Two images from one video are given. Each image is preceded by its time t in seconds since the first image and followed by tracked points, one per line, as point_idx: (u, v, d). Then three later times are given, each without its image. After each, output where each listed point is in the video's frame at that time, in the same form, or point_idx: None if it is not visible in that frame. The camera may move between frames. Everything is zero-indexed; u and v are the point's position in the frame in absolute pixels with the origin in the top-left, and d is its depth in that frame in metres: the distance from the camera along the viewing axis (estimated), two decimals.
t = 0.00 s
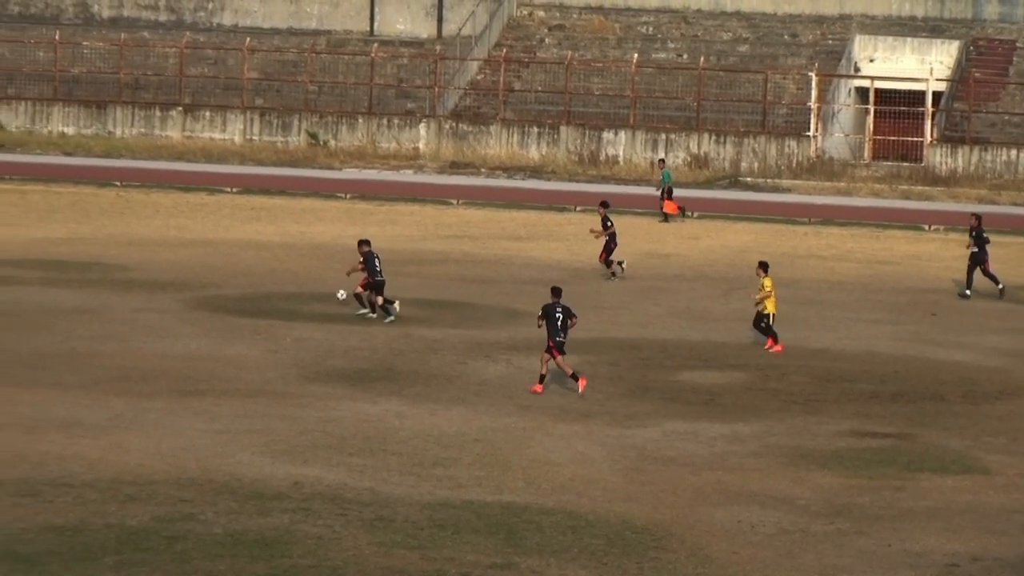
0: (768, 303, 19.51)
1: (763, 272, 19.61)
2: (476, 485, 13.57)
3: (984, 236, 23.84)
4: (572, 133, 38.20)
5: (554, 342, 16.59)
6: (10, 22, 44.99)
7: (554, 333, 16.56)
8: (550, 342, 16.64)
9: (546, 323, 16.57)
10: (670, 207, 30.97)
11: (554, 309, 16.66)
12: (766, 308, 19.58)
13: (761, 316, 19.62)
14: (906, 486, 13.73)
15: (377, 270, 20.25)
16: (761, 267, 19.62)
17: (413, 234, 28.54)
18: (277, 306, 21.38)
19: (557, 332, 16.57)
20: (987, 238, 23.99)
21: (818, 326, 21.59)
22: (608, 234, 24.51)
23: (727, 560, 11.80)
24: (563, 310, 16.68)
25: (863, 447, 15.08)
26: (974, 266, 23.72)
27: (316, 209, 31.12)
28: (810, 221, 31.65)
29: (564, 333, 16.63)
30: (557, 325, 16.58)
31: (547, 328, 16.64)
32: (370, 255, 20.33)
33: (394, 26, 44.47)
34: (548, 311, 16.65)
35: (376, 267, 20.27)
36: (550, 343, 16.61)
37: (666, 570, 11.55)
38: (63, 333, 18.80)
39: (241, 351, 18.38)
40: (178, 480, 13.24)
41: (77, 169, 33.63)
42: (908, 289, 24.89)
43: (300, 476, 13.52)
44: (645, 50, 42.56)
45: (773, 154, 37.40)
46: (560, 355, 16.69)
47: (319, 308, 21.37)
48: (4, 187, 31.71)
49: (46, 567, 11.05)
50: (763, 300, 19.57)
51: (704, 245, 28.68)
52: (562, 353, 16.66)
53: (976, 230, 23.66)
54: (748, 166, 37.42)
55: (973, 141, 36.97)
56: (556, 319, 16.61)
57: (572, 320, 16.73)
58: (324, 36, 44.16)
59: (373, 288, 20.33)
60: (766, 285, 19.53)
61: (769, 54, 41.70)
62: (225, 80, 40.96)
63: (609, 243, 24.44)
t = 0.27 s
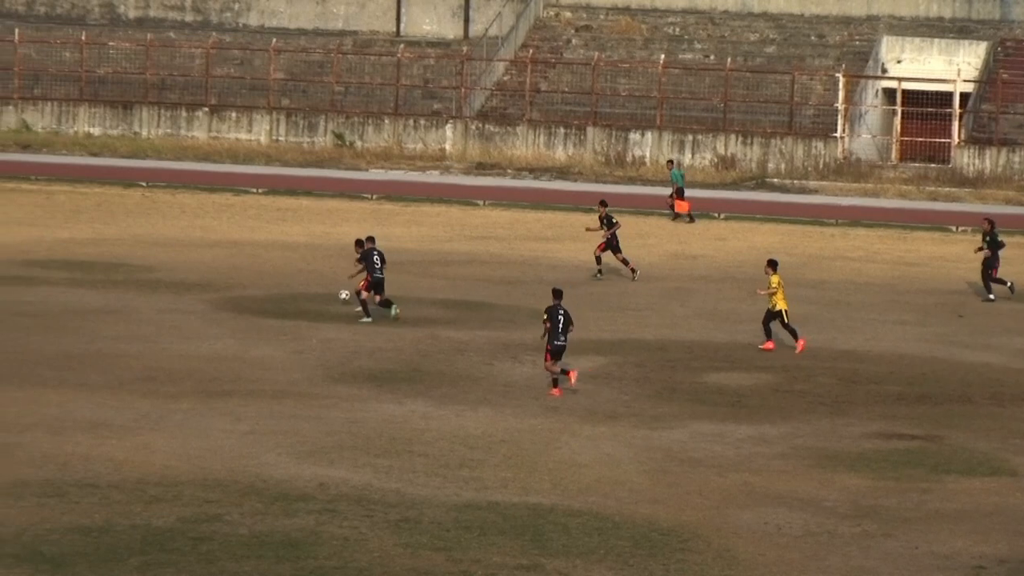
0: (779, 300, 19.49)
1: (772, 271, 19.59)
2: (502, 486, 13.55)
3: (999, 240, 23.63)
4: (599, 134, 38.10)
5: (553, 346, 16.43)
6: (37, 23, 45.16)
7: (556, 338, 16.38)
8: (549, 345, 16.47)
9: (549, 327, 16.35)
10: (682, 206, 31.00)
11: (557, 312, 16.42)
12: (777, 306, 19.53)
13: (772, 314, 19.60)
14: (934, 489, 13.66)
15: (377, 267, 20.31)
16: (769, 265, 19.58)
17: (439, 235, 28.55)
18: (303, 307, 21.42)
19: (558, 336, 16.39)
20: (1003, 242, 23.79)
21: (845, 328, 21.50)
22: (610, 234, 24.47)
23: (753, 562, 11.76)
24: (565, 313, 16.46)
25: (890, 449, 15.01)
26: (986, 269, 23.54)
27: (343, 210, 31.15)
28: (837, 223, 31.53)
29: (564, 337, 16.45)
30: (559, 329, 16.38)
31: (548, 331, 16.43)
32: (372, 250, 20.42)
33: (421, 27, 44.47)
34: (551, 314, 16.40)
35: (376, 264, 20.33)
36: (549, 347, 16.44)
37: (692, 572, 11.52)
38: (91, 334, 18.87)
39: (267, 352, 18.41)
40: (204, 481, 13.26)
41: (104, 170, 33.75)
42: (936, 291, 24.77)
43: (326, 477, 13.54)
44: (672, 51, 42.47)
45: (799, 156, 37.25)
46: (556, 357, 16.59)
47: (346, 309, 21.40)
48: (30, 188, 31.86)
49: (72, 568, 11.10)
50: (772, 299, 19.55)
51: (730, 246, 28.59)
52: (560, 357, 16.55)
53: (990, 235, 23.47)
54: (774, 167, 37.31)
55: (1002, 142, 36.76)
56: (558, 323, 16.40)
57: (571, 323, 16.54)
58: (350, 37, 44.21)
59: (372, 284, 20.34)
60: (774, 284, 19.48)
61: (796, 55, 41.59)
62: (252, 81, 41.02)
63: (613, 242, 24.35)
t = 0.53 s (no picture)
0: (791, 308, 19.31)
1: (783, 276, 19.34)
2: (537, 488, 13.54)
3: (1019, 239, 23.40)
4: (635, 136, 38.02)
5: (554, 341, 16.64)
6: (74, 25, 45.35)
7: (558, 332, 16.59)
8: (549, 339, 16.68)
9: (552, 320, 16.57)
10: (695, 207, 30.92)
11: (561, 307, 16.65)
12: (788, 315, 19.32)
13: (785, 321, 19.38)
14: (970, 491, 13.57)
15: (374, 265, 20.26)
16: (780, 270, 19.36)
17: (474, 237, 28.56)
18: (339, 308, 21.48)
19: (560, 331, 16.61)
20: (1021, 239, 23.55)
21: (881, 329, 21.39)
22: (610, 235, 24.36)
23: (788, 564, 11.71)
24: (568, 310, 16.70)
25: (926, 451, 14.92)
26: (1002, 267, 23.33)
27: (378, 212, 31.20)
28: (873, 225, 31.38)
29: (566, 333, 16.67)
30: (561, 324, 16.60)
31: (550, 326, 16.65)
32: (372, 249, 20.34)
33: (456, 29, 44.53)
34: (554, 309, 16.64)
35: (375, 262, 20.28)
36: (550, 341, 16.64)
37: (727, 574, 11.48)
38: (128, 336, 18.96)
39: (303, 354, 18.47)
40: (239, 482, 13.31)
41: (139, 171, 33.92)
42: (973, 293, 24.61)
43: (361, 479, 13.56)
44: (708, 53, 42.37)
45: (835, 158, 37.12)
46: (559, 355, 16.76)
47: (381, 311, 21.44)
48: (67, 190, 32.06)
49: (108, 568, 11.16)
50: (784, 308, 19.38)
51: (766, 248, 28.49)
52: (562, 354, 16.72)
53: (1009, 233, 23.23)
54: (810, 169, 37.19)
55: None
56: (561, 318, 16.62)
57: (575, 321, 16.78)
58: (386, 39, 44.29)
59: (371, 283, 20.39)
60: (784, 291, 19.35)
61: (832, 57, 41.46)
62: (287, 82, 41.04)
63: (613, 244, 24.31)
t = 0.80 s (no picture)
0: (801, 306, 19.19)
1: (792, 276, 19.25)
2: (565, 489, 13.53)
3: None
4: (663, 137, 37.92)
5: (559, 345, 16.64)
6: (103, 26, 45.44)
7: (562, 334, 16.60)
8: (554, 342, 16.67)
9: (556, 322, 16.59)
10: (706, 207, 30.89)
11: (563, 309, 16.68)
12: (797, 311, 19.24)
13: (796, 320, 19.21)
14: (999, 493, 13.50)
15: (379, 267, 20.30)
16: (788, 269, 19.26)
17: (502, 237, 28.57)
18: (367, 309, 21.51)
19: (564, 333, 16.61)
20: None
21: (909, 331, 21.30)
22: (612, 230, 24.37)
23: (816, 566, 11.66)
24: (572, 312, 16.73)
25: (954, 453, 14.84)
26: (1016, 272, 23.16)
27: (406, 213, 31.23)
28: (900, 226, 31.25)
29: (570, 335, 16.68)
30: (566, 326, 16.62)
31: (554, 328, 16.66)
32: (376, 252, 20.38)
33: (485, 30, 44.58)
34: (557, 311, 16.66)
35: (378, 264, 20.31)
36: (554, 343, 16.64)
37: None
38: (156, 337, 19.03)
39: (330, 355, 18.50)
40: (266, 483, 13.34)
41: (167, 172, 34.04)
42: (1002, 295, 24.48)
43: (389, 480, 13.57)
44: (736, 54, 42.23)
45: (863, 159, 36.96)
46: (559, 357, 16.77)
47: (409, 312, 21.46)
48: (95, 191, 32.18)
49: (136, 569, 11.20)
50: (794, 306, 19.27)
51: (794, 250, 28.40)
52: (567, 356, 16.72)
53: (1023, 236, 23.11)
54: (838, 170, 37.11)
55: None
56: (564, 320, 16.65)
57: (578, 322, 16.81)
58: (414, 40, 44.31)
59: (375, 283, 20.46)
60: (795, 290, 19.23)
61: (861, 58, 41.32)
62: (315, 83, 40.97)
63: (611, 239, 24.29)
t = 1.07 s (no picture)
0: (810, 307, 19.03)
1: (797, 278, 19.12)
2: (593, 490, 13.51)
3: None
4: (691, 138, 37.83)
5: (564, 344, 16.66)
6: (132, 27, 45.52)
7: (567, 336, 16.58)
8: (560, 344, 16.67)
9: (558, 325, 16.57)
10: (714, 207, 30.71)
11: (565, 310, 16.64)
12: (806, 313, 19.08)
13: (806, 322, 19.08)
14: None
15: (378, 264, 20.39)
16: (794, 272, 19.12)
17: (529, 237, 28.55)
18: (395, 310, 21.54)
19: (568, 333, 16.60)
20: None
21: (938, 332, 21.20)
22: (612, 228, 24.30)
23: (844, 568, 11.62)
24: (573, 311, 16.67)
25: (983, 454, 14.77)
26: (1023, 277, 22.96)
27: (434, 214, 31.26)
28: (928, 228, 31.08)
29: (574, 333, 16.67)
30: (569, 327, 16.60)
31: (558, 330, 16.64)
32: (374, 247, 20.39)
33: (513, 30, 44.60)
34: (559, 312, 16.62)
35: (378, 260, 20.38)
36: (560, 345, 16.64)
37: None
38: (185, 337, 19.10)
39: (359, 356, 18.54)
40: (294, 484, 13.37)
41: (194, 172, 34.12)
42: None
43: (417, 481, 13.59)
44: (764, 55, 42.09)
45: (891, 160, 36.74)
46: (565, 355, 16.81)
47: (436, 312, 21.48)
48: (124, 191, 32.31)
49: (164, 570, 11.24)
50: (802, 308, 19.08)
51: (822, 251, 28.30)
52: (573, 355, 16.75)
53: None
54: (866, 171, 36.92)
55: None
56: (567, 320, 16.62)
57: (581, 320, 16.78)
58: (443, 40, 44.34)
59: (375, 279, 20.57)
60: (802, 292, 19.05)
61: (888, 59, 41.15)
62: (344, 83, 41.09)
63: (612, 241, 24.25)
